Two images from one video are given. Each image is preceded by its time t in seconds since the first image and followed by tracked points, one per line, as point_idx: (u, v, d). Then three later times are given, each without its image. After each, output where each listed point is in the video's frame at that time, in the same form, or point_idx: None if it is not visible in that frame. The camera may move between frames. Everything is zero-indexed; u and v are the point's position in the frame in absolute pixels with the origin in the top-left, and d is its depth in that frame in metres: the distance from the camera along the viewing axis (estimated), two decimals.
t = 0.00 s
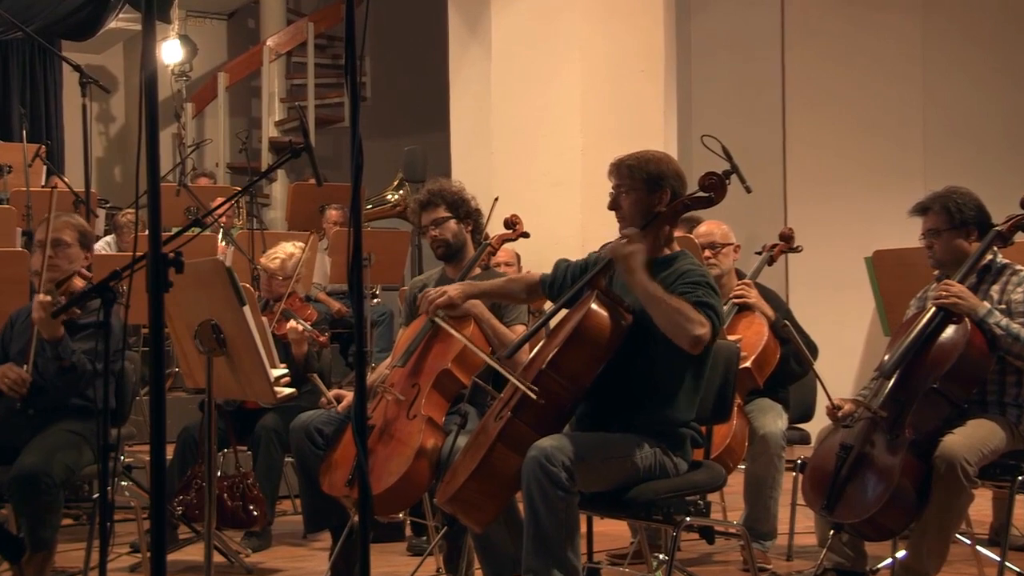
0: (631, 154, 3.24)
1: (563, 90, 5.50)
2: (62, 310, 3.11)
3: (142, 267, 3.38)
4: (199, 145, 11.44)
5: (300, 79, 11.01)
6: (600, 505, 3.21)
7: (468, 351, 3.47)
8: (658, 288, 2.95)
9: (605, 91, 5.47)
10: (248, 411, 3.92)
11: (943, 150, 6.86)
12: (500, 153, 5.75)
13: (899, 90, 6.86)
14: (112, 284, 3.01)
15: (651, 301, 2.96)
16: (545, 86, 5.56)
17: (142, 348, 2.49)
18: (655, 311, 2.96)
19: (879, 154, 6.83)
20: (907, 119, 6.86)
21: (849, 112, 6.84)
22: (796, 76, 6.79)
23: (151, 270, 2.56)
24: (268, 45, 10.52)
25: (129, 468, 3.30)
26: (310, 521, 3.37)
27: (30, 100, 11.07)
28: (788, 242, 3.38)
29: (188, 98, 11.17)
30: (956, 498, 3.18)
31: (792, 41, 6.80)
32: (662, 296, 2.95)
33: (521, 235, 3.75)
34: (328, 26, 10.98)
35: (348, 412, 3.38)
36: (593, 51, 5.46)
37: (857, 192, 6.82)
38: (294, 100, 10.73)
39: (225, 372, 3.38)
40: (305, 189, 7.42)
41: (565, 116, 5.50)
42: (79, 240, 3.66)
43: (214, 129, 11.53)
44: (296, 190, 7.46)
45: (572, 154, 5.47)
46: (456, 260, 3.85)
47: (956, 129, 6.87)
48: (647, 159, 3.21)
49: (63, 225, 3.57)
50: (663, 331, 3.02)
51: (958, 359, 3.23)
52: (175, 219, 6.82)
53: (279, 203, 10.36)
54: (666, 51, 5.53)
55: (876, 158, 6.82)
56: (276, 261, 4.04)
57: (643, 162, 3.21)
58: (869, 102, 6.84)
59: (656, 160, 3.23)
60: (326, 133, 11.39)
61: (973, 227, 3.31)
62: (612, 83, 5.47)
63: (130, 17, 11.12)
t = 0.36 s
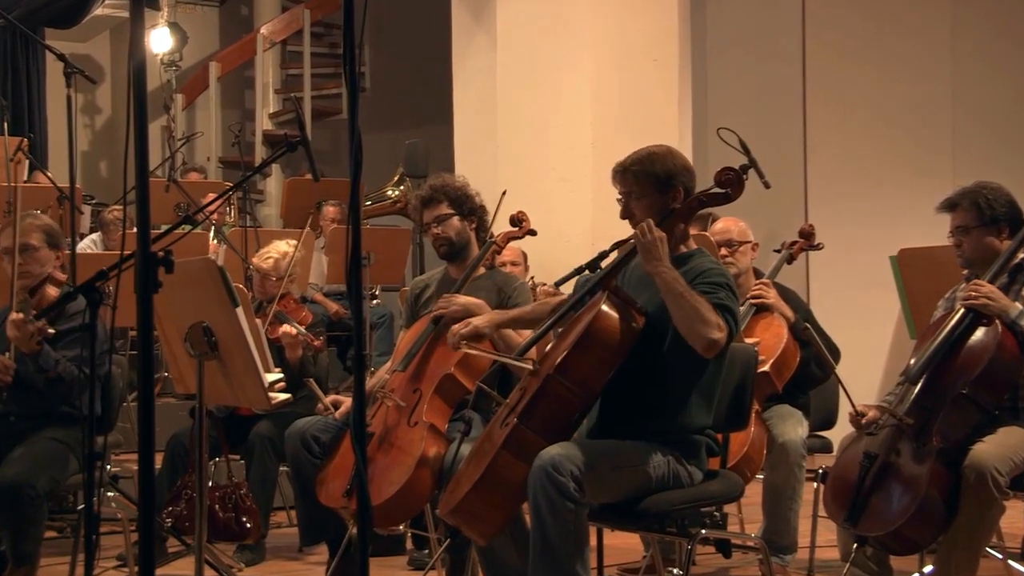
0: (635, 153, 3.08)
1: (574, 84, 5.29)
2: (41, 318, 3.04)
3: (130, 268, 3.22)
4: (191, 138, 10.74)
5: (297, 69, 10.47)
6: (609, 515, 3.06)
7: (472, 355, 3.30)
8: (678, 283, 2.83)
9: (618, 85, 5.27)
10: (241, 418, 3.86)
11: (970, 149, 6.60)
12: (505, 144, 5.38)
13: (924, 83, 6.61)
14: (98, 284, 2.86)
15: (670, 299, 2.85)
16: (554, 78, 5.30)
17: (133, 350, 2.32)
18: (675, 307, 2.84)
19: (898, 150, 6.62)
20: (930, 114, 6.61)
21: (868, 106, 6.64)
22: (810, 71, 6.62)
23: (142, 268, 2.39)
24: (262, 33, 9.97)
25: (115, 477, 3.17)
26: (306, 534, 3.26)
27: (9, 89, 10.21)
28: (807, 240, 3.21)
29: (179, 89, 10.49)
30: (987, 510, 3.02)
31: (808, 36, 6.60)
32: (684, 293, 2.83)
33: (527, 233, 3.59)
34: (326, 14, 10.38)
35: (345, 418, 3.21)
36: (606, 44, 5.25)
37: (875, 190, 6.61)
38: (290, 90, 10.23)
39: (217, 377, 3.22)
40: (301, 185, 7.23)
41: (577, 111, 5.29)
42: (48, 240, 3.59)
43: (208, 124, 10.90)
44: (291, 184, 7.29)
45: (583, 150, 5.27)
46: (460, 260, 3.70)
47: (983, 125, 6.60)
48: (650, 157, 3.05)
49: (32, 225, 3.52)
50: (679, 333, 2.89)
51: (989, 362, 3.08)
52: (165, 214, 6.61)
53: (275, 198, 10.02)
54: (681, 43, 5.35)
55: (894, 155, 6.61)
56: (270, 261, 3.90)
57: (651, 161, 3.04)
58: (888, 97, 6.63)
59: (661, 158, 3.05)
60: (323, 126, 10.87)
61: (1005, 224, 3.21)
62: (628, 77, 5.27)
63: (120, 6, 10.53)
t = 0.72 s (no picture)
0: (644, 146, 2.94)
1: (580, 75, 5.18)
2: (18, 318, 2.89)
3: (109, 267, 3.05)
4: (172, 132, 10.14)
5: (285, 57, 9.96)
6: (612, 528, 2.91)
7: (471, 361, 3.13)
8: (694, 306, 2.69)
9: (624, 76, 5.16)
10: (226, 425, 3.70)
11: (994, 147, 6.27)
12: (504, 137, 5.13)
13: (938, 78, 6.30)
14: (75, 285, 2.70)
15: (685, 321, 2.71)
16: (560, 65, 5.16)
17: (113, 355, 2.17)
18: (688, 330, 2.70)
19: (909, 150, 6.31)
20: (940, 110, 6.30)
21: (876, 107, 6.32)
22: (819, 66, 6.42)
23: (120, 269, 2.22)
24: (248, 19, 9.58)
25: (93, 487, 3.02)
26: (295, 547, 3.13)
27: None
28: (822, 236, 3.09)
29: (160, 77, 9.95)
30: (1014, 522, 2.85)
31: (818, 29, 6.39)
32: (701, 320, 2.69)
33: (528, 230, 3.43)
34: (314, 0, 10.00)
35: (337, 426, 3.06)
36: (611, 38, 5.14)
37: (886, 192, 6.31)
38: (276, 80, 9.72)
39: (201, 383, 3.06)
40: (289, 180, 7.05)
41: (581, 101, 5.18)
42: (38, 235, 3.48)
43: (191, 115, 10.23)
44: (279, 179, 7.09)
45: (586, 141, 5.16)
46: (456, 259, 3.54)
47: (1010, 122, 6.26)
48: (659, 152, 2.90)
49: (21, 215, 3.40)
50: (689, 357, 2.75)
51: (1014, 366, 2.94)
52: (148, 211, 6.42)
53: (261, 195, 9.58)
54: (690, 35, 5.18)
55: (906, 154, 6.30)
56: (256, 261, 3.85)
57: (659, 157, 2.90)
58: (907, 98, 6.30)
59: (673, 151, 2.91)
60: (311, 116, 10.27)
61: None
62: (635, 69, 5.16)
63: None
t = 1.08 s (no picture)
0: (651, 138, 2.80)
1: (579, 65, 4.95)
2: None
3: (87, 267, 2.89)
4: (150, 125, 9.48)
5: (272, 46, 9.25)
6: (616, 543, 2.74)
7: (468, 365, 2.97)
8: (687, 311, 2.57)
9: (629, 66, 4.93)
10: (209, 434, 3.56)
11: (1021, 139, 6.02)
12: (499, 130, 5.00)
13: (959, 77, 6.05)
14: (51, 284, 2.53)
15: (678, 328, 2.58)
16: (558, 57, 4.95)
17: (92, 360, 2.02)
18: (681, 341, 2.57)
19: (921, 147, 6.04)
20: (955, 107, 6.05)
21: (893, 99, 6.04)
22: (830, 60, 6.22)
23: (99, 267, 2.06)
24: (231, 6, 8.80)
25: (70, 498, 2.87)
26: (283, 562, 2.98)
27: None
28: (840, 233, 2.97)
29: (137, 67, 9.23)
30: None
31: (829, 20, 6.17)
32: (693, 328, 2.56)
33: (528, 228, 3.28)
34: None
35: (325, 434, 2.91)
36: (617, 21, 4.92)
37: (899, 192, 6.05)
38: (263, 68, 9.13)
39: (182, 389, 2.90)
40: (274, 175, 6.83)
41: (581, 92, 4.95)
42: (23, 234, 3.32)
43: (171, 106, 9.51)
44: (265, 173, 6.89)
45: (586, 132, 4.94)
46: (453, 258, 3.40)
47: None
48: (667, 144, 2.76)
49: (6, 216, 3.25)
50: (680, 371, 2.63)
51: None
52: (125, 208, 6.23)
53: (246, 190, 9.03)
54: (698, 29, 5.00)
55: (917, 152, 6.03)
56: (241, 261, 3.73)
57: (667, 149, 2.75)
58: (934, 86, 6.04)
59: (682, 145, 2.76)
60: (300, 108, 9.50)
61: None
62: (636, 59, 4.94)
63: None
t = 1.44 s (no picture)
0: (667, 129, 2.66)
1: (589, 55, 4.70)
2: None
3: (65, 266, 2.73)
4: (132, 116, 9.07)
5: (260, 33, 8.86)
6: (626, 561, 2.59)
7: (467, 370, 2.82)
8: (711, 292, 2.41)
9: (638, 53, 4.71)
10: (196, 443, 3.47)
11: None
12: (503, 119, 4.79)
13: (995, 67, 5.73)
14: (27, 286, 2.38)
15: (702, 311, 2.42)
16: (567, 45, 4.71)
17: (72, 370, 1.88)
18: (707, 320, 2.41)
19: (938, 144, 5.78)
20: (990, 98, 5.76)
21: (911, 93, 5.81)
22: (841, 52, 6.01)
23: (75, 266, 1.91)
24: None
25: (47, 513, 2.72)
26: None
27: None
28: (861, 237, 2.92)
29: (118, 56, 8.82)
30: None
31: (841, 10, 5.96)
32: (720, 306, 2.41)
33: (531, 225, 3.12)
34: None
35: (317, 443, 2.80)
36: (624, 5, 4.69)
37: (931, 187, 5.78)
38: (250, 58, 8.67)
39: (166, 395, 2.74)
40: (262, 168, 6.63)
41: (592, 82, 4.70)
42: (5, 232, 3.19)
43: (153, 97, 9.14)
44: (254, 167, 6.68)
45: (596, 125, 4.69)
46: (452, 257, 3.25)
47: None
48: (683, 135, 2.63)
49: None
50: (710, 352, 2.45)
51: None
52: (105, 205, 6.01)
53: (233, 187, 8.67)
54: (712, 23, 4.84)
55: (934, 150, 5.78)
56: (230, 261, 3.63)
57: (682, 142, 2.61)
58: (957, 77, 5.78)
59: (697, 138, 2.62)
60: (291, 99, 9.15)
61: None
62: (651, 50, 4.72)
63: None
